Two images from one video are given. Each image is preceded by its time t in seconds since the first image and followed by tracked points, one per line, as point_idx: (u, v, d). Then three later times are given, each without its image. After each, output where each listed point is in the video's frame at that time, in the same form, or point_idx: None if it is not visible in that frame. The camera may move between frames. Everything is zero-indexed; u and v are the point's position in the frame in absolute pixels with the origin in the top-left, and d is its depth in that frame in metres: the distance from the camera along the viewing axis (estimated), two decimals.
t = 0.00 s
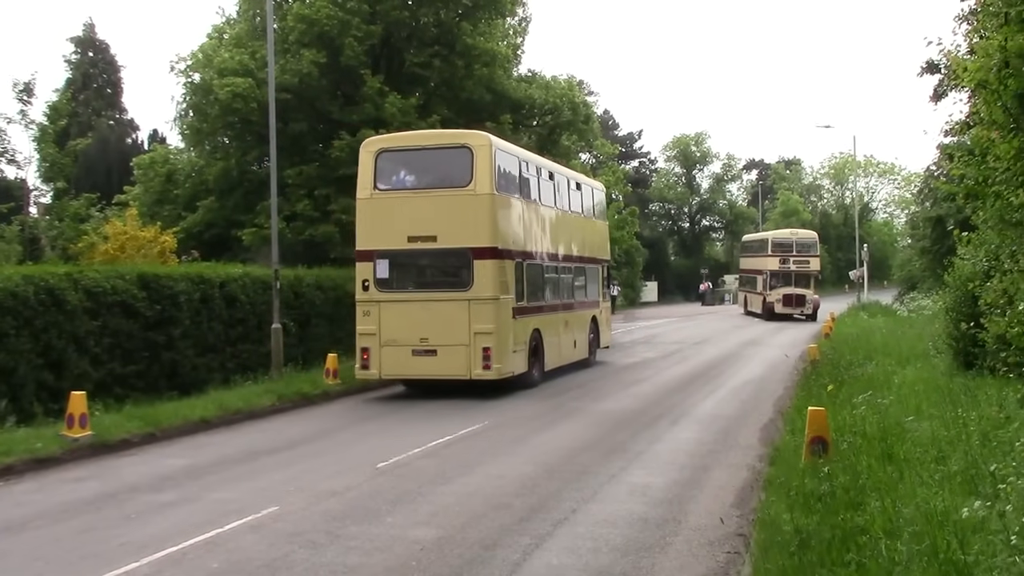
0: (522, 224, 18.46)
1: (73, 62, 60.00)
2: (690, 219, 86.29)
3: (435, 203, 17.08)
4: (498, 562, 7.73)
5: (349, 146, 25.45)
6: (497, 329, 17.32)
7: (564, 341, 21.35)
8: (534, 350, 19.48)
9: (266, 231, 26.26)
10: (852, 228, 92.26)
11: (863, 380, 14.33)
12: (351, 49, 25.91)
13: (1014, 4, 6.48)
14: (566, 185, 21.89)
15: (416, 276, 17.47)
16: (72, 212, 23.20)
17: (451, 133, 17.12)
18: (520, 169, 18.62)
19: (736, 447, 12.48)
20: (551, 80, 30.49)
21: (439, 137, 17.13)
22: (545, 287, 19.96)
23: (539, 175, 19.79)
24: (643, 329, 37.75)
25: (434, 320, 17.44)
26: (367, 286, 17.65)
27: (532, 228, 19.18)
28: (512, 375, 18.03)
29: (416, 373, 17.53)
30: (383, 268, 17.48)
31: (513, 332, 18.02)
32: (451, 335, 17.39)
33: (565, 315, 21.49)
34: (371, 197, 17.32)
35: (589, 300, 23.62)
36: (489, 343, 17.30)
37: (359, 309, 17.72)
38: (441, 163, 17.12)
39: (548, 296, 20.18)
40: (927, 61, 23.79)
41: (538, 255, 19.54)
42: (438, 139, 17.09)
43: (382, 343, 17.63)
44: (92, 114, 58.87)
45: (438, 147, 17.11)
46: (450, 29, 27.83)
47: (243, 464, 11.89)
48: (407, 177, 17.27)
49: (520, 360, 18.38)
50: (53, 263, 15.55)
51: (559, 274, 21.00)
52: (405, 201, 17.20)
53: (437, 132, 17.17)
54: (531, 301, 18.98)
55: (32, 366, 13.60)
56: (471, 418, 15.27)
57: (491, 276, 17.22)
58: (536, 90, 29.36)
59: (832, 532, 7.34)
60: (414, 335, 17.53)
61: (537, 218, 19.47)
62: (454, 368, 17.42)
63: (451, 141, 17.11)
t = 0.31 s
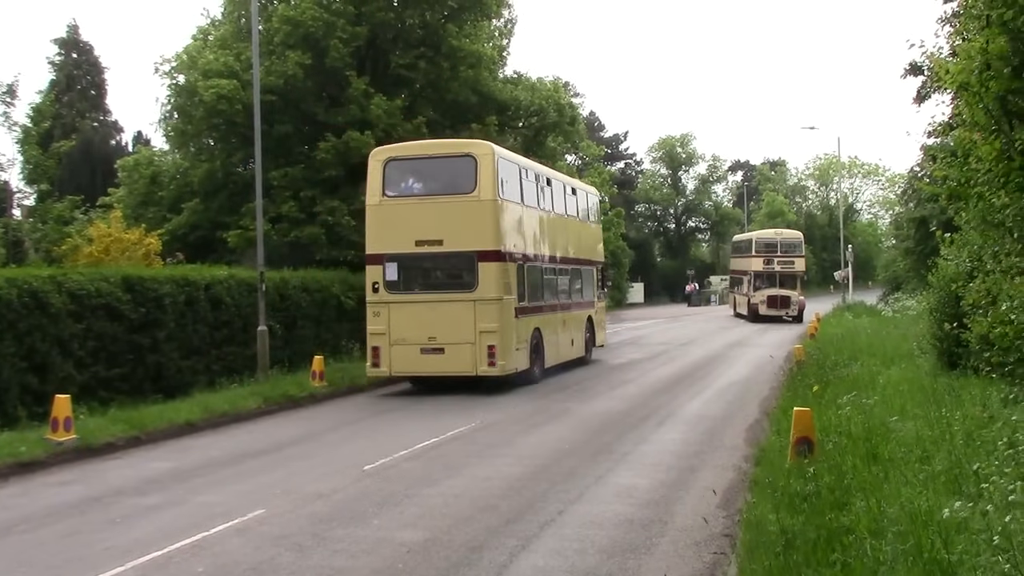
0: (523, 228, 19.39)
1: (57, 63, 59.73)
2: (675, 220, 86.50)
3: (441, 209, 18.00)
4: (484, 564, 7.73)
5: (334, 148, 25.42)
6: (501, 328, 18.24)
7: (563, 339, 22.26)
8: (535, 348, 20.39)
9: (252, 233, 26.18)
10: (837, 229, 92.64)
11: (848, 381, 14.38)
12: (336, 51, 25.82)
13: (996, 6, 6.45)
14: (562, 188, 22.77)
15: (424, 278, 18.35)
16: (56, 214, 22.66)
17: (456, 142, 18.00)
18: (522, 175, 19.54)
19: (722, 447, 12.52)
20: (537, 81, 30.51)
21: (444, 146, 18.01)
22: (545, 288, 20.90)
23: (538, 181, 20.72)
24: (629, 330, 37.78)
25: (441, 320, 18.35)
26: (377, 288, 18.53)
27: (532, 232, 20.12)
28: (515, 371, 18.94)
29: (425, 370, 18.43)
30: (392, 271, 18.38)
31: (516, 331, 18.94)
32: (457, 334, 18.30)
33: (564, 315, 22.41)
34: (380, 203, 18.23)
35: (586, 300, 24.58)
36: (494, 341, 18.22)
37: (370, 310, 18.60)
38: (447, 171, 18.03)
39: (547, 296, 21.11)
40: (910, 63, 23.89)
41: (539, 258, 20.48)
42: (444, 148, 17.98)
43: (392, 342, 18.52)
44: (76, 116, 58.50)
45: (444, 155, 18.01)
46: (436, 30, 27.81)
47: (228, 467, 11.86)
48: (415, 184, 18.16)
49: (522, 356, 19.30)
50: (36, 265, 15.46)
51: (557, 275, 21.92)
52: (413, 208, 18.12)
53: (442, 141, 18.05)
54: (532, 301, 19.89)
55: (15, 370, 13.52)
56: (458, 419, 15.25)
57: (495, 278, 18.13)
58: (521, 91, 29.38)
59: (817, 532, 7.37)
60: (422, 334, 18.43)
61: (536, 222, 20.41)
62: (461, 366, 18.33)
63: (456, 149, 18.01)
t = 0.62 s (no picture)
0: (530, 232, 20.43)
1: (49, 68, 59.62)
2: (668, 221, 86.60)
3: (454, 215, 19.03)
4: (478, 568, 7.73)
5: (327, 151, 25.43)
6: (510, 327, 19.28)
7: (567, 339, 23.27)
8: (541, 347, 21.41)
9: (244, 237, 26.14)
10: (829, 230, 92.79)
11: (842, 381, 14.41)
12: (329, 54, 25.82)
13: (983, 7, 6.61)
14: (565, 195, 23.73)
15: (436, 281, 19.37)
16: (48, 219, 23.12)
17: (467, 151, 18.99)
18: (528, 182, 20.55)
19: (716, 449, 12.54)
20: (530, 84, 30.55)
21: (454, 155, 19.00)
22: (550, 290, 21.93)
23: (543, 187, 21.72)
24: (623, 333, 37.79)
25: (453, 320, 19.37)
26: (392, 290, 19.53)
27: (537, 236, 21.15)
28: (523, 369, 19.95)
29: (438, 368, 19.45)
30: (406, 274, 19.38)
31: (524, 330, 19.97)
32: (468, 334, 19.34)
33: (568, 316, 23.42)
34: (395, 209, 19.25)
35: (589, 302, 25.58)
36: (503, 340, 19.26)
37: (385, 311, 19.60)
38: (458, 178, 19.04)
39: (552, 298, 22.14)
40: (901, 64, 23.95)
41: (544, 261, 21.51)
42: (455, 157, 18.97)
43: (406, 342, 19.52)
44: (69, 120, 58.31)
45: (455, 164, 19.01)
46: (428, 33, 27.82)
47: (222, 472, 11.84)
48: (428, 191, 19.17)
49: (530, 355, 20.33)
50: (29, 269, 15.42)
51: (561, 278, 22.94)
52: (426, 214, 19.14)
53: (454, 150, 19.04)
54: (538, 303, 20.93)
55: (8, 375, 13.48)
56: (453, 422, 15.26)
57: (505, 280, 19.17)
58: (514, 94, 29.41)
59: (810, 533, 7.38)
60: (435, 334, 19.46)
61: (542, 226, 21.45)
62: (472, 364, 19.36)
63: (466, 158, 19.01)
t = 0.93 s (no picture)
0: (536, 238, 21.57)
1: (36, 73, 59.43)
2: (657, 224, 86.71)
3: (465, 224, 20.18)
4: (469, 571, 7.72)
5: (315, 155, 25.39)
6: (518, 328, 20.41)
7: (569, 340, 24.44)
8: (546, 348, 22.54)
9: (233, 242, 26.09)
10: (818, 231, 93.02)
11: (831, 382, 14.42)
12: (317, 58, 25.82)
13: (969, 9, 6.60)
14: (567, 202, 24.86)
15: (447, 285, 20.51)
16: (36, 225, 24.05)
17: (476, 163, 20.09)
18: (534, 191, 21.64)
19: (706, 450, 12.56)
20: (518, 87, 30.57)
21: (465, 166, 20.09)
22: (554, 293, 23.07)
23: (548, 195, 22.85)
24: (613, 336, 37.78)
25: (464, 322, 20.52)
26: (406, 294, 20.67)
27: (543, 242, 22.30)
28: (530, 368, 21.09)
29: (449, 367, 20.60)
30: (419, 278, 20.52)
31: (531, 331, 21.09)
32: (479, 335, 20.48)
33: (570, 317, 24.56)
34: (409, 218, 20.37)
35: (589, 304, 26.76)
36: (511, 340, 20.40)
37: (399, 314, 20.74)
38: (468, 188, 20.14)
39: (555, 300, 23.27)
40: (887, 65, 24.03)
41: (548, 265, 22.64)
42: (465, 168, 20.07)
43: (419, 342, 20.68)
44: (56, 126, 57.99)
45: (465, 175, 20.11)
46: (416, 37, 27.82)
47: (212, 477, 11.80)
48: (440, 201, 20.28)
49: (536, 354, 21.46)
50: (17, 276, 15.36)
51: (563, 281, 24.10)
52: (439, 222, 20.26)
53: (464, 162, 20.13)
54: (543, 305, 22.05)
55: None
56: (443, 426, 15.24)
57: (513, 284, 20.31)
58: (502, 97, 29.44)
59: (801, 534, 7.39)
60: (446, 335, 20.61)
61: (546, 232, 22.58)
62: (482, 363, 20.49)
63: (476, 169, 20.10)
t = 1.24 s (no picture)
0: (535, 244, 22.92)
1: (19, 70, 59.11)
2: (641, 227, 86.89)
3: (470, 230, 21.50)
4: (450, 573, 7.72)
5: (300, 155, 25.31)
6: (518, 329, 21.71)
7: (564, 340, 25.78)
8: (542, 348, 23.84)
9: (216, 241, 26.01)
10: (801, 235, 93.46)
11: (812, 387, 14.48)
12: (301, 58, 25.76)
13: (951, 15, 6.59)
14: (564, 210, 26.24)
15: (452, 287, 21.81)
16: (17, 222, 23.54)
17: (482, 172, 21.35)
18: (535, 198, 22.93)
19: (688, 453, 12.60)
20: (503, 89, 30.59)
21: (471, 174, 21.36)
22: (550, 296, 24.40)
23: (546, 203, 24.20)
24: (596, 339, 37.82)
25: (467, 322, 21.83)
26: (413, 295, 21.96)
27: (541, 247, 23.61)
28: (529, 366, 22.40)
29: (453, 364, 21.89)
30: (426, 280, 21.81)
31: (530, 332, 22.40)
32: (482, 334, 21.78)
33: (565, 319, 25.89)
34: (418, 223, 21.68)
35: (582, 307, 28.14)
36: (512, 340, 21.70)
37: (407, 314, 22.01)
38: (474, 196, 21.44)
39: (551, 303, 24.59)
40: (871, 72, 24.15)
41: (545, 270, 23.96)
42: (471, 177, 21.33)
43: (425, 340, 21.97)
44: (38, 122, 57.54)
45: (471, 183, 21.38)
46: (402, 38, 27.82)
47: (192, 478, 11.75)
48: (447, 207, 21.56)
49: (534, 354, 22.77)
50: None
51: (559, 285, 25.45)
52: (446, 227, 21.57)
53: (470, 170, 21.39)
54: (541, 307, 23.38)
55: None
56: (426, 427, 15.23)
57: (514, 287, 21.60)
58: (487, 99, 29.42)
59: (780, 537, 7.42)
60: (451, 335, 21.90)
61: (545, 238, 23.89)
62: (484, 361, 21.78)
63: (482, 178, 21.37)
